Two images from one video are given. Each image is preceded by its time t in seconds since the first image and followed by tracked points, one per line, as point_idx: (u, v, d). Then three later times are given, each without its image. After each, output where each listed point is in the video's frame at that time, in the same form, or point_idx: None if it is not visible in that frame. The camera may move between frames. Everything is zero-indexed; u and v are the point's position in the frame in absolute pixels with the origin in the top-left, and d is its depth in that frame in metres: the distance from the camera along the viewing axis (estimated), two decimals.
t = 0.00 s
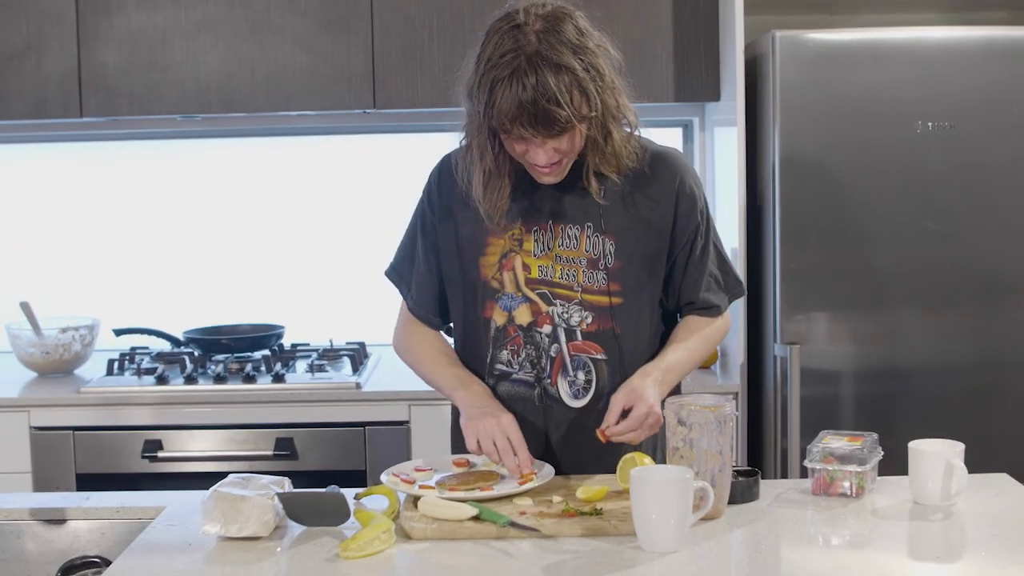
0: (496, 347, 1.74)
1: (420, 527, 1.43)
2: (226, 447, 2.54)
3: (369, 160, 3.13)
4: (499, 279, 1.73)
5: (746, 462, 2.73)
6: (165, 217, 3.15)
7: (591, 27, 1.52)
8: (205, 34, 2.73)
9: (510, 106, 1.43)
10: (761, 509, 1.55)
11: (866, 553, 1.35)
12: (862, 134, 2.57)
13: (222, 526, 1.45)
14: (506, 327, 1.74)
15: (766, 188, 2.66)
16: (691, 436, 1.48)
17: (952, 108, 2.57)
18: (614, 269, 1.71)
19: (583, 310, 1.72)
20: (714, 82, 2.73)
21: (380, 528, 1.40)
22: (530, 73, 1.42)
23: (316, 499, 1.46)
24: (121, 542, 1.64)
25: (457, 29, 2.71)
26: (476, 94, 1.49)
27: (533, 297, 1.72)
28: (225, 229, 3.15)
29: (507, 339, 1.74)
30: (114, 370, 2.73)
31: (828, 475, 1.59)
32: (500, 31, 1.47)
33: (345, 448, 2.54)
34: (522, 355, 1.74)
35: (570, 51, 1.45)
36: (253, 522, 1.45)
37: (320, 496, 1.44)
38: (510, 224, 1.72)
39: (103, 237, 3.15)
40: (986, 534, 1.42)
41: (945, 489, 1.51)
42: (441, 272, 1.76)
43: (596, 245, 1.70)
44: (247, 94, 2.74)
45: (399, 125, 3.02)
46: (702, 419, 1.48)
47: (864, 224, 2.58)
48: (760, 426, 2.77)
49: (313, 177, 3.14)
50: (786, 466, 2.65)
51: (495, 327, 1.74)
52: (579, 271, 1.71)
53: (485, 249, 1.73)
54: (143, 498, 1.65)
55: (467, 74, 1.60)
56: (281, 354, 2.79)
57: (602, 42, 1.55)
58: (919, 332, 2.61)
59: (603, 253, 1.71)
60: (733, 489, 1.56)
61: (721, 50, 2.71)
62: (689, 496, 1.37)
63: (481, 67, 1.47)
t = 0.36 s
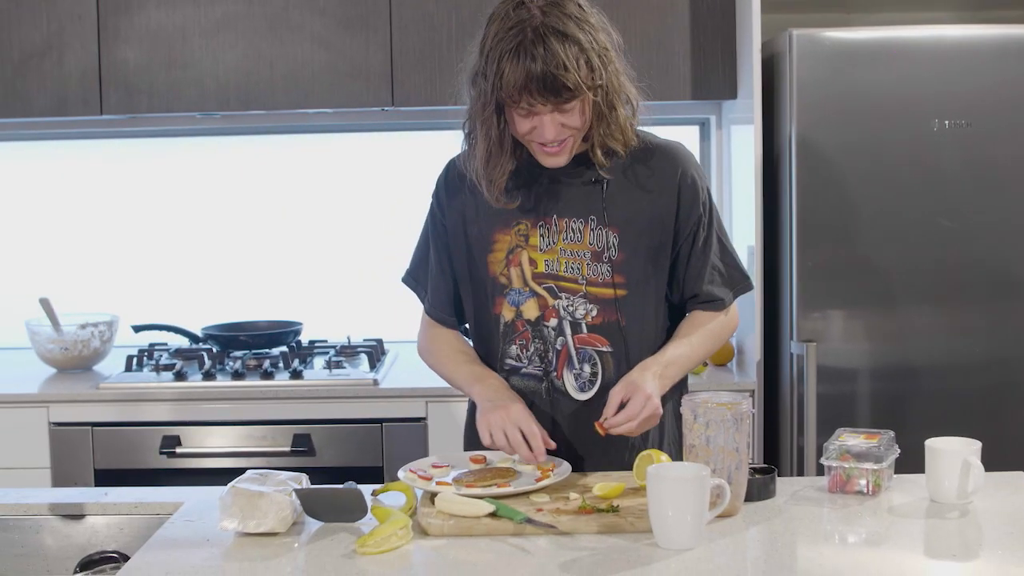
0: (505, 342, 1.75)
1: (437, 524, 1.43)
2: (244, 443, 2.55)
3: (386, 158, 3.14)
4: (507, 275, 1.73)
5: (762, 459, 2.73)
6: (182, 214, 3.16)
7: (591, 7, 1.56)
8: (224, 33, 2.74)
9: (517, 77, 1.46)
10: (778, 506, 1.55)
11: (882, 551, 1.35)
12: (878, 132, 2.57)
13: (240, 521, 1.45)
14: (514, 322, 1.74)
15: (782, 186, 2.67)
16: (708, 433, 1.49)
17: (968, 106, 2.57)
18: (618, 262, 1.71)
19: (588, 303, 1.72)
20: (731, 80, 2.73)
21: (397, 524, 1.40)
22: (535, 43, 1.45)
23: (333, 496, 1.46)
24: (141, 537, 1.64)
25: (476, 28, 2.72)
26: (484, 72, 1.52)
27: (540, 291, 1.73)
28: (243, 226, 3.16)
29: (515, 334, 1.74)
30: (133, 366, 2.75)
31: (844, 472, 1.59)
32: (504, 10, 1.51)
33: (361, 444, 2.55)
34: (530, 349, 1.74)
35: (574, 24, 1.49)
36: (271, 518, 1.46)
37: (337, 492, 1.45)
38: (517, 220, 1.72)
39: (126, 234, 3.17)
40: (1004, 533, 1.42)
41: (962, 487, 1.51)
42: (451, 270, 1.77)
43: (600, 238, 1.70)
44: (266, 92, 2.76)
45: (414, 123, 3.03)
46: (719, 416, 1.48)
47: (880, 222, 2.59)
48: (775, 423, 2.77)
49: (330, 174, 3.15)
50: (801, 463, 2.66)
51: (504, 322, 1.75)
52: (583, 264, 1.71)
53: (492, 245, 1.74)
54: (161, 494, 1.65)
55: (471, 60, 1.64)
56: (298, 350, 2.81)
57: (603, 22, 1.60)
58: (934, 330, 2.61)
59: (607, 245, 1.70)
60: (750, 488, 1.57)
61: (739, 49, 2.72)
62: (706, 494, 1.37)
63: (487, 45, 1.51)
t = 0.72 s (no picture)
0: (503, 337, 1.75)
1: (440, 525, 1.43)
2: (246, 445, 2.55)
3: (389, 159, 3.14)
4: (508, 271, 1.73)
5: (765, 461, 2.73)
6: (184, 215, 3.16)
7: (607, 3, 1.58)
8: (227, 34, 2.74)
9: (526, 62, 1.47)
10: (781, 508, 1.55)
11: (885, 552, 1.35)
12: (881, 133, 2.57)
13: (242, 523, 1.45)
14: (513, 319, 1.74)
15: (784, 187, 2.67)
16: (710, 435, 1.48)
17: (971, 107, 2.57)
18: (622, 264, 1.70)
19: (591, 304, 1.72)
20: (733, 82, 2.73)
21: (400, 526, 1.40)
22: (547, 29, 1.47)
23: (337, 497, 1.46)
24: (144, 539, 1.64)
25: (479, 29, 2.72)
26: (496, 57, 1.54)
27: (543, 289, 1.72)
28: (245, 227, 3.17)
29: (514, 330, 1.74)
30: (136, 367, 2.75)
31: (847, 474, 1.59)
32: None
33: (364, 445, 2.55)
34: (528, 347, 1.74)
35: (587, 15, 1.51)
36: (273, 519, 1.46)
37: (340, 493, 1.45)
38: (523, 216, 1.72)
39: (128, 235, 3.17)
40: (1007, 535, 1.42)
41: (965, 489, 1.51)
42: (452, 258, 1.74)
43: (605, 239, 1.70)
44: (269, 94, 2.76)
45: (417, 125, 3.03)
46: (722, 418, 1.47)
47: (883, 223, 2.58)
48: (778, 424, 2.77)
49: (332, 175, 3.15)
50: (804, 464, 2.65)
51: (502, 317, 1.74)
52: (587, 265, 1.71)
53: (496, 239, 1.73)
54: (164, 496, 1.65)
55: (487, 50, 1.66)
56: (301, 352, 2.81)
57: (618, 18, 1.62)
58: (937, 332, 2.61)
59: (612, 247, 1.70)
60: (752, 489, 1.57)
61: (741, 50, 2.72)
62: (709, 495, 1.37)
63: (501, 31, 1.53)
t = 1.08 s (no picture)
0: (502, 343, 1.75)
1: (441, 526, 1.43)
2: (247, 446, 2.55)
3: (390, 160, 3.14)
4: (508, 276, 1.73)
5: (766, 462, 2.73)
6: (185, 216, 3.16)
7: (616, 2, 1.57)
8: (229, 35, 2.74)
9: (531, 62, 1.47)
10: (782, 509, 1.55)
11: (886, 553, 1.35)
12: (883, 134, 2.57)
13: (243, 524, 1.45)
14: (513, 325, 1.74)
15: (786, 187, 2.67)
16: (712, 436, 1.48)
17: (972, 108, 2.57)
18: (623, 272, 1.70)
19: (592, 311, 1.72)
20: (734, 83, 2.73)
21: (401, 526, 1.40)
22: (554, 30, 1.46)
23: (338, 498, 1.46)
24: (145, 540, 1.64)
25: (479, 30, 2.72)
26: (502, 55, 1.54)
27: (543, 296, 1.72)
28: (247, 228, 3.17)
29: (513, 336, 1.74)
30: (137, 368, 2.75)
31: (847, 475, 1.59)
32: None
33: (365, 446, 2.55)
34: (527, 353, 1.74)
35: (595, 16, 1.50)
36: (275, 520, 1.46)
37: (341, 494, 1.45)
38: (524, 221, 1.72)
39: (129, 235, 3.17)
40: (1008, 536, 1.42)
41: (966, 490, 1.51)
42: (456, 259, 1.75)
43: (607, 247, 1.70)
44: (270, 95, 2.76)
45: (418, 125, 3.03)
46: (723, 419, 1.48)
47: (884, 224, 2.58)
48: (780, 425, 2.77)
49: (334, 176, 3.15)
50: (805, 465, 2.65)
51: (501, 323, 1.74)
52: (588, 273, 1.71)
53: (496, 244, 1.73)
54: (165, 496, 1.66)
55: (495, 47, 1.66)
56: (302, 353, 2.81)
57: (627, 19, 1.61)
58: (938, 333, 2.61)
59: (613, 255, 1.70)
60: (753, 490, 1.57)
61: (742, 52, 2.72)
62: (710, 496, 1.37)
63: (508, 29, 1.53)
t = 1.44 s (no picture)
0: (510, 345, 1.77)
1: (448, 528, 1.43)
2: (254, 447, 2.55)
3: (397, 161, 3.14)
4: (515, 278, 1.74)
5: (774, 463, 2.73)
6: (192, 217, 3.16)
7: (622, 9, 1.57)
8: (235, 37, 2.75)
9: (535, 66, 1.46)
10: (789, 510, 1.55)
11: (893, 555, 1.35)
12: (890, 136, 2.57)
13: (250, 525, 1.45)
14: (520, 326, 1.75)
15: (793, 189, 2.66)
16: (719, 438, 1.49)
17: (979, 110, 2.57)
18: (626, 275, 1.70)
19: (596, 314, 1.72)
20: (741, 85, 2.73)
21: (408, 528, 1.40)
22: (558, 34, 1.46)
23: (346, 500, 1.46)
24: (154, 541, 1.64)
25: (486, 31, 2.72)
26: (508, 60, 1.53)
27: (547, 298, 1.73)
28: (254, 229, 3.17)
29: (520, 338, 1.76)
30: (144, 369, 2.75)
31: (855, 477, 1.59)
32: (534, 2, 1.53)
33: (372, 448, 2.54)
34: (534, 355, 1.76)
35: (601, 21, 1.50)
36: (282, 521, 1.46)
37: (348, 495, 1.45)
38: (529, 224, 1.73)
39: (136, 237, 3.17)
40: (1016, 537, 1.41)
41: (974, 491, 1.51)
42: (466, 262, 1.77)
43: (609, 250, 1.70)
44: (277, 97, 2.76)
45: (425, 127, 3.03)
46: (730, 421, 1.48)
47: (890, 227, 2.58)
48: (787, 427, 2.77)
49: (340, 177, 3.16)
50: (812, 467, 2.65)
51: (510, 324, 1.76)
52: (591, 276, 1.71)
53: (503, 245, 1.75)
54: (172, 497, 1.65)
55: (498, 51, 1.65)
56: (309, 354, 2.81)
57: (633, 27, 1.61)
58: (945, 335, 2.61)
59: (616, 258, 1.70)
60: (760, 492, 1.56)
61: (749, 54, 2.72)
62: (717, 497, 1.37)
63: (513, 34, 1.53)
